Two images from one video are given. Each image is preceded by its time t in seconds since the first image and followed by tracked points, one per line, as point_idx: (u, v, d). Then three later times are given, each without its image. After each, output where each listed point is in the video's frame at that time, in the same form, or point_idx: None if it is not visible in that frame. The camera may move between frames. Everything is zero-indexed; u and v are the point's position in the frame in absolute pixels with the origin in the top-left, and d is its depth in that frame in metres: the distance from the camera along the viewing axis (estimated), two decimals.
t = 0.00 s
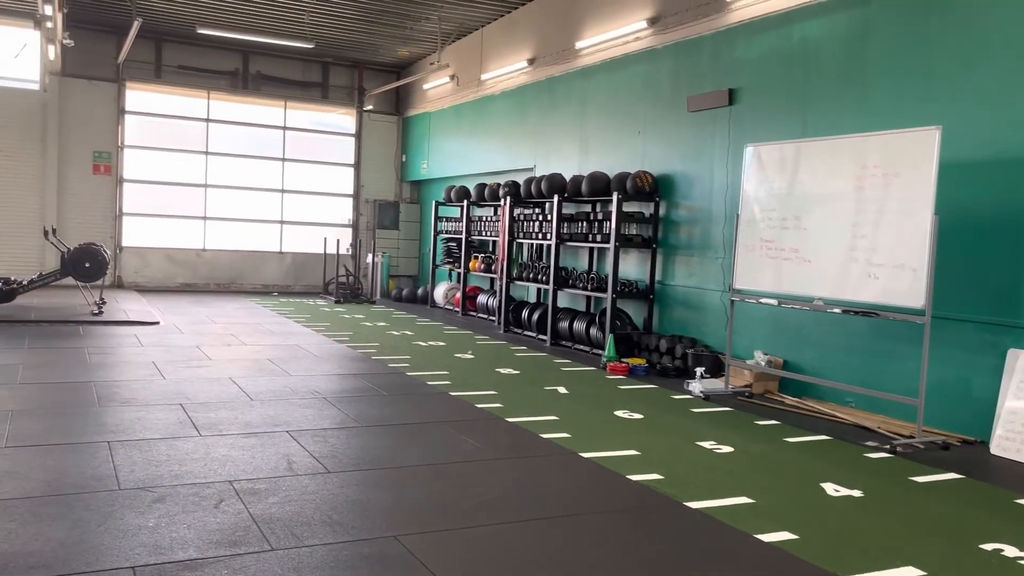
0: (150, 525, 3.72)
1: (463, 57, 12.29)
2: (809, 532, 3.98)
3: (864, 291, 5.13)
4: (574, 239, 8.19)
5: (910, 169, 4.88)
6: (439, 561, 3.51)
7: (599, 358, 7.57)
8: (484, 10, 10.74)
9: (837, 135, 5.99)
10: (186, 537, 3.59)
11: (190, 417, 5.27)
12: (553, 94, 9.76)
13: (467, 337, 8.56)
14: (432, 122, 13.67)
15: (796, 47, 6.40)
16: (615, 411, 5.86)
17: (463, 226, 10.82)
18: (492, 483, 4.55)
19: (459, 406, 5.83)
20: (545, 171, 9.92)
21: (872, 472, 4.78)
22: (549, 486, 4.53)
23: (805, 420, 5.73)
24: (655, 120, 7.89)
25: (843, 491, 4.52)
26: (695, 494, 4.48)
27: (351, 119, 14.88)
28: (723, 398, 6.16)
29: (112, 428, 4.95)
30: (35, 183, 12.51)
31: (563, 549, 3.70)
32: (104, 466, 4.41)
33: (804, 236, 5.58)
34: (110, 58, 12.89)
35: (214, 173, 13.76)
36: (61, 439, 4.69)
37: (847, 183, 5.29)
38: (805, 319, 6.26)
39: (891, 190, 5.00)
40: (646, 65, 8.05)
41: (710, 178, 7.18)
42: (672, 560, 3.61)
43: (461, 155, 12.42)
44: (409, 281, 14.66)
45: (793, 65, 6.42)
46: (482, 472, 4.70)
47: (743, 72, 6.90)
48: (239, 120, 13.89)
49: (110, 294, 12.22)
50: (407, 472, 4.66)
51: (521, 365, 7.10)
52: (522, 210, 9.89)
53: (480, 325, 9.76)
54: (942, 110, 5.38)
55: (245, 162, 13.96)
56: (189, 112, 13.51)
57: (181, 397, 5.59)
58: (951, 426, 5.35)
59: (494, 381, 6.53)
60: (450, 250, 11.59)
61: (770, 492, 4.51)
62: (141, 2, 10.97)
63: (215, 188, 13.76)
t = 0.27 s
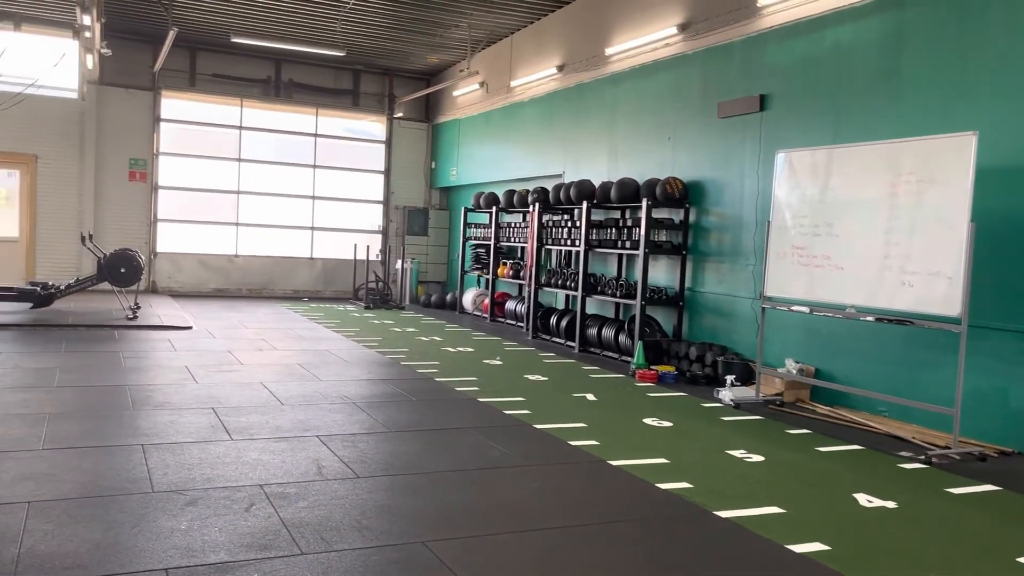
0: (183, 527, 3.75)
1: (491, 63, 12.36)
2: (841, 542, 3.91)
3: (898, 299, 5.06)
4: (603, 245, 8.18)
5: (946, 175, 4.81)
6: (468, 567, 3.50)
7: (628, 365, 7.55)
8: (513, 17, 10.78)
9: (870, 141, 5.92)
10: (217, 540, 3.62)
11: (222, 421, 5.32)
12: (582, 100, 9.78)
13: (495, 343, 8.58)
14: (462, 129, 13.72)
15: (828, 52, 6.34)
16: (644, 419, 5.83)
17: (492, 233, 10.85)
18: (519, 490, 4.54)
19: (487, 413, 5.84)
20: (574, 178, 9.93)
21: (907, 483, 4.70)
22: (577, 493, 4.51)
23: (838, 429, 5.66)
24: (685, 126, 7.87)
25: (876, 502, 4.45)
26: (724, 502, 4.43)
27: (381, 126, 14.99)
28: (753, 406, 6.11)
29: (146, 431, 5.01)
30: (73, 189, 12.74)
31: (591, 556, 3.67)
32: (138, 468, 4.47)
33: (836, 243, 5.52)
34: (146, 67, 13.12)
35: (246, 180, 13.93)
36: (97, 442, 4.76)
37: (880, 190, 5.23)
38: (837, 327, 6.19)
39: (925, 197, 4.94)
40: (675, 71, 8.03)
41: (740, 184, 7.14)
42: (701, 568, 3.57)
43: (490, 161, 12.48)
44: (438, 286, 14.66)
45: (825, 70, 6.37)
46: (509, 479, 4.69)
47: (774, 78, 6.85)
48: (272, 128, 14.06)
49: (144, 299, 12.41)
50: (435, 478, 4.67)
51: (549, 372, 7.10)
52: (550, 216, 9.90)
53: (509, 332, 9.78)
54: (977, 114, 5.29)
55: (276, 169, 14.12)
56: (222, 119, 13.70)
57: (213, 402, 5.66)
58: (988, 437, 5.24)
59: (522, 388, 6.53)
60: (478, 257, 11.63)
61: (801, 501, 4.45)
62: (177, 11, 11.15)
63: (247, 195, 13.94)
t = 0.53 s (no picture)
0: (215, 529, 3.78)
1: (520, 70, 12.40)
2: (875, 553, 3.84)
3: (934, 306, 4.98)
4: (632, 251, 8.16)
5: (983, 181, 4.73)
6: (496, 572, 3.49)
7: (657, 372, 7.51)
8: (543, 23, 10.81)
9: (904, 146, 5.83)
10: (248, 543, 3.64)
11: (253, 424, 5.37)
12: (611, 106, 9.78)
13: (524, 349, 8.59)
14: (492, 135, 13.74)
15: (862, 57, 6.28)
16: (673, 426, 5.80)
17: (520, 239, 10.88)
18: (548, 497, 4.52)
19: (515, 419, 5.83)
20: (603, 184, 9.93)
21: (942, 494, 4.61)
22: (606, 501, 4.48)
23: (871, 438, 5.58)
24: (716, 132, 7.84)
25: (911, 513, 4.37)
26: (754, 511, 4.38)
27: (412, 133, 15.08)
28: (785, 415, 6.05)
29: (180, 434, 5.08)
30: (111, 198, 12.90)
31: (620, 564, 3.64)
32: (172, 471, 4.52)
33: (870, 250, 5.45)
34: (182, 75, 13.33)
35: (278, 186, 14.09)
36: (132, 444, 4.84)
37: (916, 196, 5.16)
38: (871, 335, 6.10)
39: (962, 203, 4.86)
40: (707, 76, 8.02)
41: (772, 190, 7.08)
42: None
43: (519, 167, 12.51)
44: (467, 291, 14.66)
45: (858, 75, 6.30)
46: (536, 485, 4.68)
47: (806, 83, 6.80)
48: (304, 134, 14.22)
49: (178, 304, 12.59)
50: (464, 483, 4.67)
51: (578, 379, 7.08)
52: (579, 222, 9.89)
53: (537, 337, 9.79)
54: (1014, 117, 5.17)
55: (307, 175, 14.27)
56: (256, 126, 13.88)
57: (244, 406, 5.71)
58: None
59: (551, 394, 6.53)
60: (507, 262, 11.66)
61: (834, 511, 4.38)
62: (212, 20, 11.32)
63: (279, 201, 14.11)
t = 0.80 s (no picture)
0: (247, 532, 3.78)
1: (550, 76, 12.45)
2: (910, 564, 3.78)
3: (970, 314, 4.90)
4: (663, 258, 8.14)
5: (1021, 187, 4.65)
6: None
7: (688, 379, 7.48)
8: (574, 30, 10.83)
9: (940, 152, 5.75)
10: (280, 546, 3.64)
11: (285, 428, 5.41)
12: (642, 112, 9.80)
13: (553, 355, 8.60)
14: (522, 141, 13.76)
15: (896, 62, 6.21)
16: (704, 434, 5.77)
17: (550, 245, 10.90)
18: (577, 505, 4.47)
19: (544, 425, 5.83)
20: (633, 190, 9.92)
21: (979, 506, 4.53)
22: (635, 509, 4.43)
23: (906, 448, 5.50)
24: (748, 138, 7.83)
25: (947, 524, 4.29)
26: (785, 519, 4.33)
27: (442, 140, 15.17)
28: (818, 424, 5.99)
29: (213, 437, 5.12)
30: (146, 200, 13.21)
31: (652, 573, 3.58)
32: (205, 474, 4.54)
33: (905, 257, 5.38)
34: (216, 83, 13.52)
35: (310, 193, 14.23)
36: (168, 447, 4.88)
37: (951, 203, 5.08)
38: (905, 343, 6.03)
39: (998, 210, 4.79)
40: (739, 82, 8.02)
41: (805, 197, 7.03)
42: None
43: (548, 173, 12.55)
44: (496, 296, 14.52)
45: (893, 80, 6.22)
46: (566, 492, 4.65)
47: (839, 88, 6.75)
48: (336, 141, 14.35)
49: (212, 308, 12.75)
50: (494, 489, 4.65)
51: (607, 385, 7.07)
52: (609, 228, 9.88)
53: (566, 344, 9.79)
54: None
55: (339, 182, 14.41)
56: (288, 133, 14.04)
57: (275, 410, 5.77)
58: None
59: (581, 401, 6.51)
60: (536, 269, 11.68)
61: (867, 521, 4.32)
62: (246, 28, 11.48)
63: (311, 207, 14.24)
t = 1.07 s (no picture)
0: (279, 535, 3.73)
1: (579, 81, 12.47)
2: None
3: (1008, 322, 4.82)
4: (693, 264, 8.12)
5: None
6: None
7: (718, 386, 7.44)
8: (604, 36, 10.84)
9: (977, 157, 5.66)
10: (311, 550, 3.59)
11: (316, 432, 5.44)
12: (672, 117, 9.79)
13: (583, 361, 8.61)
14: (551, 146, 13.78)
15: (931, 66, 6.14)
16: (735, 442, 5.74)
17: (579, 250, 10.93)
18: (608, 513, 4.39)
19: (573, 431, 5.83)
20: (663, 195, 9.91)
21: (1018, 519, 4.44)
22: (666, 518, 4.35)
23: (941, 458, 5.43)
24: (780, 143, 7.78)
25: (984, 536, 4.22)
26: (817, 529, 4.27)
27: (472, 146, 15.22)
28: (851, 432, 5.94)
29: (245, 440, 5.16)
30: (183, 207, 13.41)
31: None
32: (238, 477, 4.53)
33: (941, 264, 5.30)
34: (250, 90, 13.70)
35: (341, 199, 14.36)
36: (201, 450, 4.90)
37: (988, 209, 5.00)
38: (940, 351, 5.95)
39: None
40: (771, 87, 7.98)
41: (837, 203, 6.97)
42: None
43: (577, 178, 12.57)
44: (525, 302, 14.65)
45: (929, 84, 6.14)
46: (596, 500, 4.60)
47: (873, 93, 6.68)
48: (368, 148, 14.49)
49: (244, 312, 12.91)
50: (524, 496, 4.58)
51: (637, 392, 7.06)
52: (638, 234, 9.87)
53: (595, 350, 9.79)
54: None
55: (369, 188, 14.53)
56: (320, 139, 14.19)
57: (307, 414, 5.83)
58: None
59: (611, 407, 6.51)
60: (565, 274, 11.70)
61: (902, 532, 4.25)
62: (279, 36, 11.64)
63: (342, 213, 14.37)
